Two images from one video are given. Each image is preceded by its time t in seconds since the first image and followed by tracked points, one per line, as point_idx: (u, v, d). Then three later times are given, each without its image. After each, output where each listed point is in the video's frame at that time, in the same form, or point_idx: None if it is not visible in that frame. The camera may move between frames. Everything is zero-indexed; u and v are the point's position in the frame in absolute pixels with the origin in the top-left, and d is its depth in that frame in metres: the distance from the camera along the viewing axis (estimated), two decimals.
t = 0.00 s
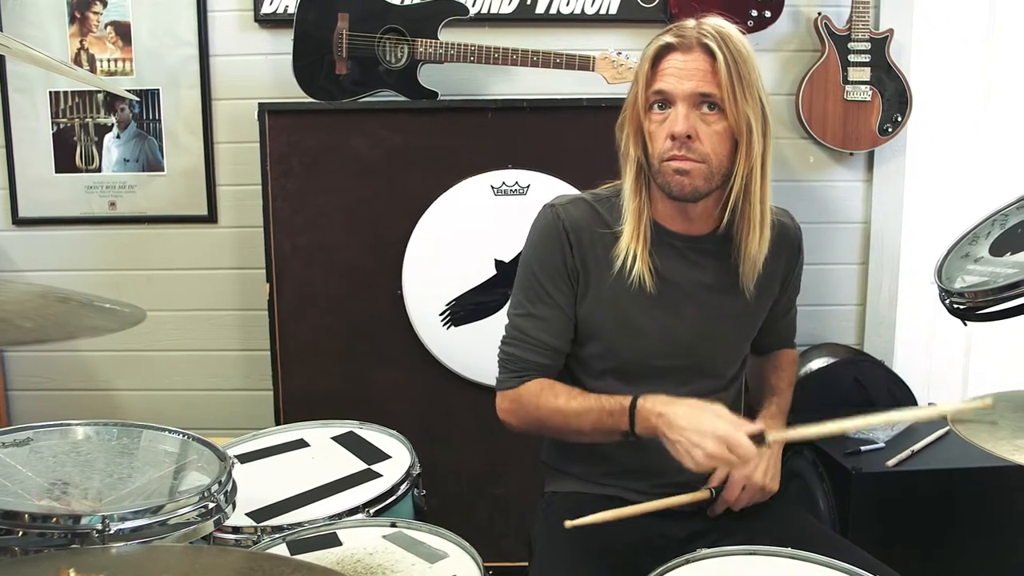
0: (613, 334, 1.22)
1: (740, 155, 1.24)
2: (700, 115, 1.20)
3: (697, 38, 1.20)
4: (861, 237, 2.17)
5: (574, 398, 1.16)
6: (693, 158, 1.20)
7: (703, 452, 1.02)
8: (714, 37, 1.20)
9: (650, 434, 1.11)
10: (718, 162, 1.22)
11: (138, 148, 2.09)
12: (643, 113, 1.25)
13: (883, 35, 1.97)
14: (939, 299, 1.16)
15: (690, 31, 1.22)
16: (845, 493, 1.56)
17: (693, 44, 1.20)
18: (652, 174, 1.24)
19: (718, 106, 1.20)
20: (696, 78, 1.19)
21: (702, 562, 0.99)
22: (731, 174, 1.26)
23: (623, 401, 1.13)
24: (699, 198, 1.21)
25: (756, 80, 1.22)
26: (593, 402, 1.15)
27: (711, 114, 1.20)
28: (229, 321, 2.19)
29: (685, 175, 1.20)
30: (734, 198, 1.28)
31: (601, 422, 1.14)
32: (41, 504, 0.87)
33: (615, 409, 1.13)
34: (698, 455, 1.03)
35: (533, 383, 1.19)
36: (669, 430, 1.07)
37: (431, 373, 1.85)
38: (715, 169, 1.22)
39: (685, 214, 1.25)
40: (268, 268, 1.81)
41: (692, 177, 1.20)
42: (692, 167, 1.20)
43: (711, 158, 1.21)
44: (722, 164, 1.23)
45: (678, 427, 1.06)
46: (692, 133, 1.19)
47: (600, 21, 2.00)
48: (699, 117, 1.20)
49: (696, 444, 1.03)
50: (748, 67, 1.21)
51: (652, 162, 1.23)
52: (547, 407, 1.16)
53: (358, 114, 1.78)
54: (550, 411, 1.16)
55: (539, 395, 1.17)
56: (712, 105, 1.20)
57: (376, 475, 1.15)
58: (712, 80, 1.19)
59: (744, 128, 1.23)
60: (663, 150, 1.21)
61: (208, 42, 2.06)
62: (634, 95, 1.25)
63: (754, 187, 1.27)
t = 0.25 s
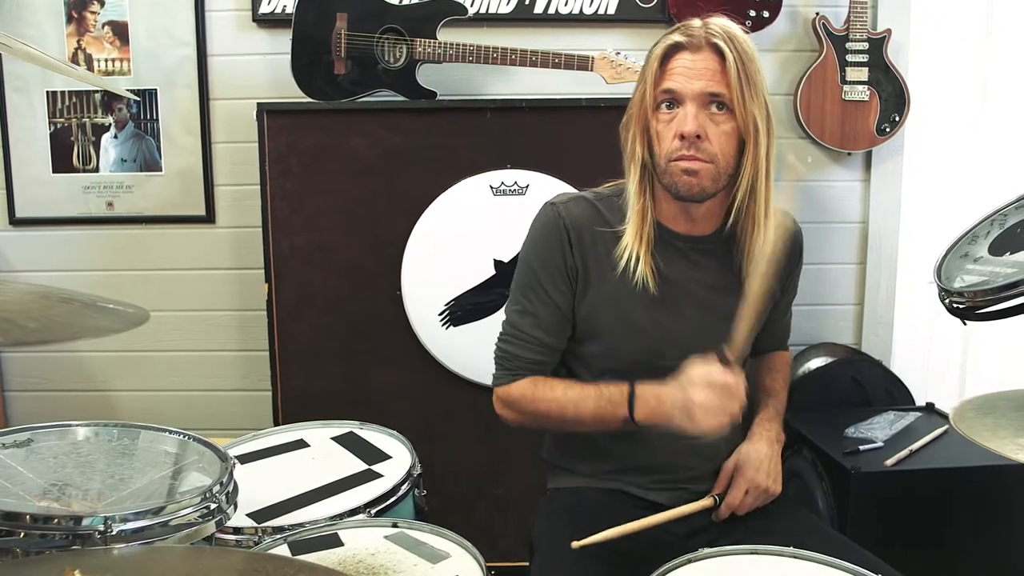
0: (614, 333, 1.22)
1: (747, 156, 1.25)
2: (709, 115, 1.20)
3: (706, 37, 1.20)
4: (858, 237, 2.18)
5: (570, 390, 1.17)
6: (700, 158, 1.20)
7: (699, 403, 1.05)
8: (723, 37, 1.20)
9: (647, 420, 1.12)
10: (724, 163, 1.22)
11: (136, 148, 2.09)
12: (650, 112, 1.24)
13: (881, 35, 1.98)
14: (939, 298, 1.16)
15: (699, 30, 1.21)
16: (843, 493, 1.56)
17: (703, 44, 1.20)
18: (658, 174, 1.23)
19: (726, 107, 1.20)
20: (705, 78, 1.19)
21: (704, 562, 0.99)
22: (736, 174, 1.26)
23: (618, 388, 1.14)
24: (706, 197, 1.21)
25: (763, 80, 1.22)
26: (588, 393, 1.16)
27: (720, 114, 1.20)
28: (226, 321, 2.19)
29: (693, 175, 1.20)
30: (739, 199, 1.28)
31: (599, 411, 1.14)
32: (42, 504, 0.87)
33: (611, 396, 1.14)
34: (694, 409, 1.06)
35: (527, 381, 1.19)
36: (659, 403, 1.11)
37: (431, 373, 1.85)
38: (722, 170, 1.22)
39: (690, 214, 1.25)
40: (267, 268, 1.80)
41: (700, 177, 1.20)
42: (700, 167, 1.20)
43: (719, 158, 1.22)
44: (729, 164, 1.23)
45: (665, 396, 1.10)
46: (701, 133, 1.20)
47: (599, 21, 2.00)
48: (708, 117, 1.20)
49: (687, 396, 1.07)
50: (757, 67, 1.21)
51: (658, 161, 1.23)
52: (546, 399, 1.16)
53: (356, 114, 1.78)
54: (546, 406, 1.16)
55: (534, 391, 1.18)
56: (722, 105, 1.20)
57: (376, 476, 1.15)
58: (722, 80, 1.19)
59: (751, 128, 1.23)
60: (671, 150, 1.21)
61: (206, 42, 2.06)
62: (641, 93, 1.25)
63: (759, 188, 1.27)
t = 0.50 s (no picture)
0: (613, 333, 1.22)
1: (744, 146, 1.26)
2: (706, 104, 1.21)
3: (697, 30, 1.22)
4: (856, 237, 2.18)
5: (577, 399, 1.18)
6: (702, 148, 1.20)
7: (704, 459, 1.04)
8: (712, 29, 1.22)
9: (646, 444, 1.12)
10: (724, 152, 1.23)
11: (132, 148, 2.08)
12: (646, 107, 1.24)
13: (878, 35, 1.98)
14: (938, 297, 1.16)
15: (688, 24, 1.23)
16: (842, 492, 1.56)
17: (693, 36, 1.22)
18: (659, 167, 1.23)
19: (722, 96, 1.21)
20: (701, 68, 1.20)
21: (705, 561, 0.99)
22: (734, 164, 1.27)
23: (625, 408, 1.15)
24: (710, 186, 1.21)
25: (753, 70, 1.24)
26: (594, 407, 1.16)
27: (717, 103, 1.21)
28: (224, 321, 2.18)
29: (699, 164, 1.20)
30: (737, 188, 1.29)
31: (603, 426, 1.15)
32: (42, 505, 0.86)
33: (616, 413, 1.15)
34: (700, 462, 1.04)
35: (534, 382, 1.20)
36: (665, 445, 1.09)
37: (429, 374, 1.85)
38: (722, 159, 1.23)
39: (690, 207, 1.26)
40: (265, 268, 1.80)
41: (705, 167, 1.20)
42: (704, 156, 1.20)
43: (719, 147, 1.22)
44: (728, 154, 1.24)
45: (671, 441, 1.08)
46: (701, 122, 1.20)
47: (596, 21, 2.00)
48: (706, 106, 1.21)
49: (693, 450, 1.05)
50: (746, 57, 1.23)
51: (658, 153, 1.23)
52: (549, 408, 1.18)
53: (355, 114, 1.78)
54: (550, 409, 1.17)
55: (540, 392, 1.19)
56: (717, 94, 1.22)
57: (377, 476, 1.15)
58: (716, 69, 1.20)
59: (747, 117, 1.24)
60: (673, 141, 1.21)
61: (203, 41, 2.05)
62: (635, 90, 1.25)
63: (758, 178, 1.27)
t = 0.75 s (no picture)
0: (601, 324, 1.23)
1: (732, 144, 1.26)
2: (696, 104, 1.22)
3: (688, 29, 1.22)
4: (853, 237, 2.19)
5: (523, 377, 1.22)
6: (691, 146, 1.21)
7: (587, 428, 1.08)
8: (703, 27, 1.22)
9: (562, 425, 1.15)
10: (713, 151, 1.23)
11: (130, 148, 2.08)
12: (636, 105, 1.25)
13: (876, 35, 1.99)
14: (937, 297, 1.16)
15: (680, 23, 1.24)
16: (840, 491, 1.57)
17: (684, 36, 1.22)
18: (648, 164, 1.24)
19: (712, 96, 1.22)
20: (691, 67, 1.21)
21: (706, 561, 0.99)
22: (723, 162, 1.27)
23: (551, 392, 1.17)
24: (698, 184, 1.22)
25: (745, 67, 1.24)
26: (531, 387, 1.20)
27: (706, 103, 1.22)
28: (221, 322, 2.18)
29: (686, 163, 1.21)
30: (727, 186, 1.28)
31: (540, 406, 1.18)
32: (43, 505, 0.86)
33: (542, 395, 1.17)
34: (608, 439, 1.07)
35: (509, 359, 1.25)
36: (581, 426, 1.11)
37: (428, 374, 1.85)
38: (711, 157, 1.23)
39: (682, 201, 1.26)
40: (263, 268, 1.80)
41: (692, 167, 1.21)
42: (691, 155, 1.21)
43: (708, 146, 1.22)
44: (718, 152, 1.24)
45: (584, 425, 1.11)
46: (690, 122, 1.21)
47: (594, 21, 2.00)
48: (695, 106, 1.21)
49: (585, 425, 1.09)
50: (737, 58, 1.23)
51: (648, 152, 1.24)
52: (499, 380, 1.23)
53: (353, 114, 1.77)
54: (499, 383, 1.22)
55: (498, 365, 1.24)
56: (706, 94, 1.22)
57: (377, 476, 1.14)
58: (706, 70, 1.21)
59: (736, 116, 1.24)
60: (661, 140, 1.22)
61: (200, 41, 2.05)
62: (626, 88, 1.26)
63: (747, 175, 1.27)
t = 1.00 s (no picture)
0: (595, 321, 1.24)
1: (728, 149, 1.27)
2: (703, 113, 1.22)
3: (697, 36, 1.20)
4: (850, 236, 2.19)
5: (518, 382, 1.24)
6: (699, 154, 1.21)
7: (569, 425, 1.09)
8: (711, 34, 1.21)
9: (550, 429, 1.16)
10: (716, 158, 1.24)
11: (127, 147, 2.07)
12: (642, 109, 1.23)
13: (872, 35, 1.99)
14: (936, 296, 1.17)
15: (687, 26, 1.21)
16: (839, 490, 1.57)
17: (695, 42, 1.20)
18: (652, 168, 1.24)
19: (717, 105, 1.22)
20: (702, 78, 1.20)
21: (708, 559, 1.00)
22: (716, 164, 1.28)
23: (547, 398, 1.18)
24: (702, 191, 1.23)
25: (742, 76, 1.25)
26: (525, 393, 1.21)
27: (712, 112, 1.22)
28: (219, 322, 2.17)
29: (694, 171, 1.21)
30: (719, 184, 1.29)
31: (519, 407, 1.20)
32: (42, 506, 0.86)
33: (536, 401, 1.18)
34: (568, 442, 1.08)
35: (506, 363, 1.27)
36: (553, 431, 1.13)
37: (426, 374, 1.84)
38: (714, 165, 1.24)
39: (679, 201, 1.27)
40: (261, 267, 1.80)
41: (699, 177, 1.22)
42: (699, 163, 1.21)
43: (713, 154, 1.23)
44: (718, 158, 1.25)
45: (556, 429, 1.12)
46: (700, 131, 1.20)
47: (592, 21, 2.00)
48: (703, 115, 1.21)
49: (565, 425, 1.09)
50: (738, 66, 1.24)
51: (652, 156, 1.23)
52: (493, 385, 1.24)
53: (351, 113, 1.77)
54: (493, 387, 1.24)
55: (493, 370, 1.26)
56: (713, 103, 1.22)
57: (377, 476, 1.14)
58: (716, 80, 1.21)
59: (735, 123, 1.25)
60: (670, 148, 1.21)
61: (197, 41, 2.04)
62: (634, 91, 1.22)
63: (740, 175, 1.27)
